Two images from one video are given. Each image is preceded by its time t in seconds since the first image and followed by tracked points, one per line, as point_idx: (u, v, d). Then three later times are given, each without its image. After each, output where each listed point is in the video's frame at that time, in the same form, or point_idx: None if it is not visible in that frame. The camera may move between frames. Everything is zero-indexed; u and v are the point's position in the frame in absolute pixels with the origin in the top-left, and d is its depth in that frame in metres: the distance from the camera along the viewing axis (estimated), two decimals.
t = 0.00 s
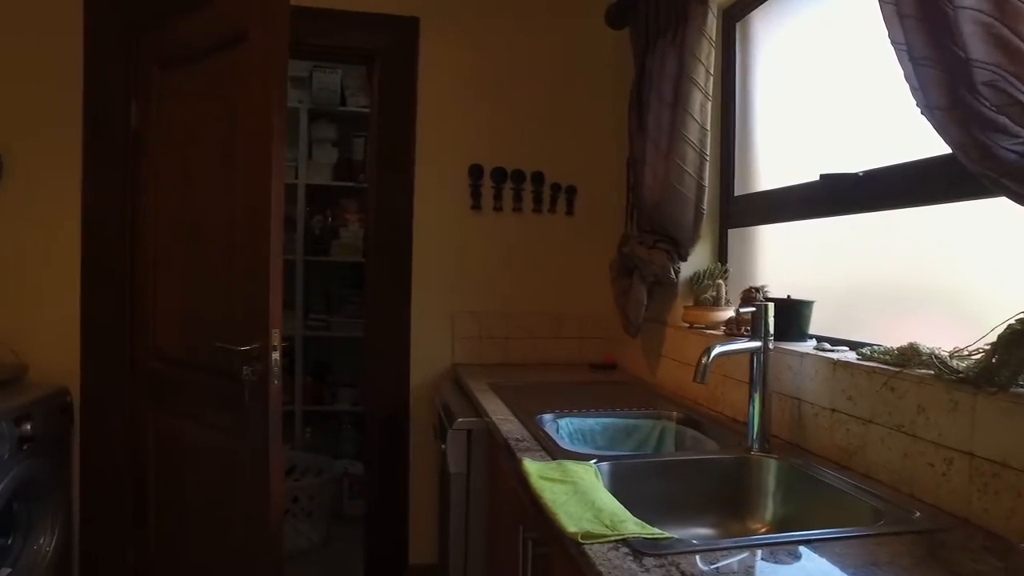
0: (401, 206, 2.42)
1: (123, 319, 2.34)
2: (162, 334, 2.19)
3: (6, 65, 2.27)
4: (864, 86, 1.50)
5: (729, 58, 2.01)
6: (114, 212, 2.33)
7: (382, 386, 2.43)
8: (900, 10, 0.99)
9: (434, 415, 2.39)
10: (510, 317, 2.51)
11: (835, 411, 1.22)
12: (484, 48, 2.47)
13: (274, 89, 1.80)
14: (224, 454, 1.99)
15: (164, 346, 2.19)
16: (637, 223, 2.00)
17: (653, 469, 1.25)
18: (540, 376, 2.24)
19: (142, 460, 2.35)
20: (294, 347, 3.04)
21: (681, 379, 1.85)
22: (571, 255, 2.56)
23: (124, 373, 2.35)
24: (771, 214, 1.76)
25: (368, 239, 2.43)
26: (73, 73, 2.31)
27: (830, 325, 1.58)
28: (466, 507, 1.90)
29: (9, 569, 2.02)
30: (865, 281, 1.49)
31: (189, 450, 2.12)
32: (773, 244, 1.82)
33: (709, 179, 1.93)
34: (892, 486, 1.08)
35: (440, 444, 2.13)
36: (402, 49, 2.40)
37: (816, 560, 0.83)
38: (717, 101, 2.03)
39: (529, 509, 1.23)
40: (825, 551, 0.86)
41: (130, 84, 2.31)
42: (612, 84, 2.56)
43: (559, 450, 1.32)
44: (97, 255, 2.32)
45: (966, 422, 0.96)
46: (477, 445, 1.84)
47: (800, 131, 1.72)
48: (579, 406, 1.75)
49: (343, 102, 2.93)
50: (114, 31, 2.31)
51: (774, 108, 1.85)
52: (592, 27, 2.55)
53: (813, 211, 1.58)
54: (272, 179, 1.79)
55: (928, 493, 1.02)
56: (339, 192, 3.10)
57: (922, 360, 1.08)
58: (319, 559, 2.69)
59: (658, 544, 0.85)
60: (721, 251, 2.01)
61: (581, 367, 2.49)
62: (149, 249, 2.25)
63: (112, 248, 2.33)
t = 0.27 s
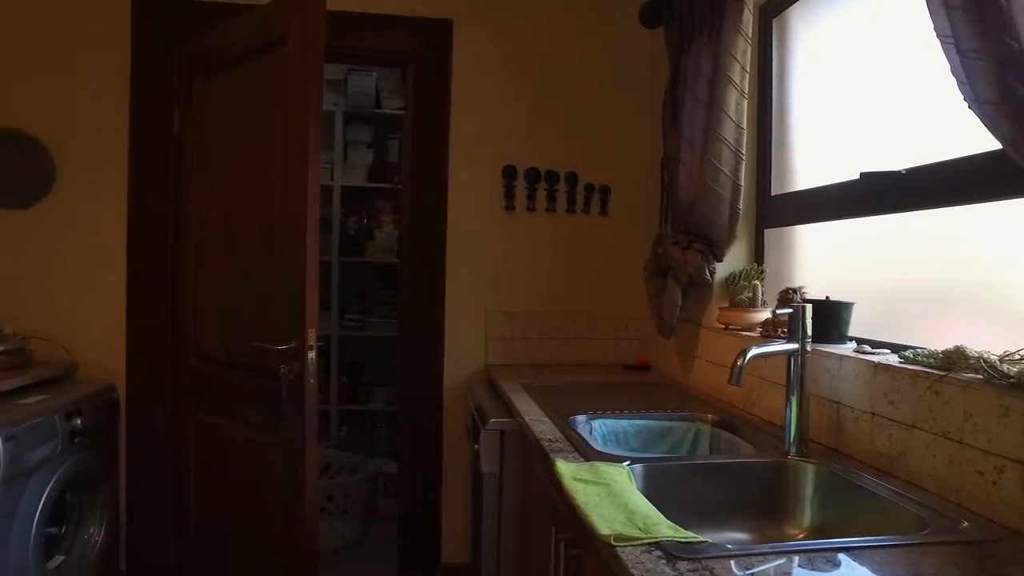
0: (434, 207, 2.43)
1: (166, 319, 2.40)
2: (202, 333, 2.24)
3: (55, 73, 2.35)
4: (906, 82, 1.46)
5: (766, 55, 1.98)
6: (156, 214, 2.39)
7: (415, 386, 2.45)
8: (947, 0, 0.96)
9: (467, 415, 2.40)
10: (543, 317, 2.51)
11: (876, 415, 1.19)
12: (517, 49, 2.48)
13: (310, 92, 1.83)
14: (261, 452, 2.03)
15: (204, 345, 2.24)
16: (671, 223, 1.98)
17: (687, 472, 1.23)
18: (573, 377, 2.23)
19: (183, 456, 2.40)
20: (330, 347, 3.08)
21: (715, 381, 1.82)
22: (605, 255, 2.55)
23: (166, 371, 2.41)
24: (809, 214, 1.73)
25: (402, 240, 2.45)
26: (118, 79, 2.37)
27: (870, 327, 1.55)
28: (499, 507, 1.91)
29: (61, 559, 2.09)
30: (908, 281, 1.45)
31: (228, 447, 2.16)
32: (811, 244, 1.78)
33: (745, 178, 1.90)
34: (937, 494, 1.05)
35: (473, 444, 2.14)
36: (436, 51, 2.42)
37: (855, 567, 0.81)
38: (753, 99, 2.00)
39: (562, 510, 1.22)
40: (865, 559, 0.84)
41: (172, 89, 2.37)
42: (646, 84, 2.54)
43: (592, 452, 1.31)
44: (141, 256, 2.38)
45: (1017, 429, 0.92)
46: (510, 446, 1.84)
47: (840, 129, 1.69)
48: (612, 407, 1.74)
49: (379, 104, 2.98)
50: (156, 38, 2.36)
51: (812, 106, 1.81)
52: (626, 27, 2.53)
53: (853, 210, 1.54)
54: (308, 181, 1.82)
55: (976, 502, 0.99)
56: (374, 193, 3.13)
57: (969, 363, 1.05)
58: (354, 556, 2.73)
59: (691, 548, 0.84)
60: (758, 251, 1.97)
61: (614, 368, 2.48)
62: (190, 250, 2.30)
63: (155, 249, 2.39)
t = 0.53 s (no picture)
0: (466, 208, 2.44)
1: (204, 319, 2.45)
2: (239, 333, 2.29)
3: (99, 79, 2.42)
4: (949, 78, 1.42)
5: (802, 53, 1.94)
6: (196, 215, 2.45)
7: (447, 386, 2.47)
8: None
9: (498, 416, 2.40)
10: (575, 319, 2.51)
11: (917, 420, 1.16)
12: (548, 50, 2.48)
13: (344, 95, 1.85)
14: (296, 450, 2.06)
15: (240, 344, 2.28)
16: (704, 223, 1.96)
17: (720, 476, 1.22)
18: (604, 379, 2.22)
19: (221, 453, 2.45)
20: (363, 347, 3.12)
21: (749, 384, 1.80)
22: (637, 256, 2.53)
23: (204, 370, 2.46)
24: (846, 214, 1.70)
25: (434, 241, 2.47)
26: (159, 84, 2.43)
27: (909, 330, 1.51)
28: (530, 509, 1.91)
29: (107, 549, 2.16)
30: (949, 283, 1.41)
31: (263, 444, 2.20)
32: (847, 245, 1.75)
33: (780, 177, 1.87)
34: (983, 503, 1.02)
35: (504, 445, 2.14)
36: (468, 53, 2.43)
37: None
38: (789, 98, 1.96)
39: (593, 512, 1.22)
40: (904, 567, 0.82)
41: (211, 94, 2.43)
42: (679, 83, 2.52)
43: (623, 454, 1.30)
44: (181, 257, 2.44)
45: None
46: (541, 447, 1.84)
47: (876, 127, 1.66)
48: (645, 409, 1.73)
49: (411, 106, 3.01)
50: (195, 44, 2.42)
51: (849, 104, 1.78)
52: (659, 26, 2.51)
53: (892, 210, 1.51)
54: (342, 183, 1.84)
55: None
56: (407, 194, 3.16)
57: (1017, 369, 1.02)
58: (386, 554, 2.75)
59: (723, 553, 0.83)
60: (793, 252, 1.94)
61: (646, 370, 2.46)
62: (228, 251, 2.35)
63: (194, 250, 2.45)
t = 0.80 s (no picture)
0: (497, 209, 2.45)
1: (240, 318, 2.50)
2: (273, 332, 2.32)
3: (140, 85, 2.48)
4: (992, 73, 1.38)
5: (838, 50, 1.91)
6: (232, 217, 2.49)
7: (478, 386, 2.48)
8: None
9: (529, 417, 2.41)
10: (606, 319, 2.50)
11: (959, 425, 1.13)
12: (579, 50, 2.47)
13: (377, 98, 1.87)
14: (329, 448, 2.09)
15: (275, 344, 2.32)
16: (738, 223, 1.94)
17: (754, 480, 1.21)
18: (636, 380, 2.21)
19: (256, 450, 2.50)
20: (395, 346, 3.15)
21: (783, 386, 1.78)
22: (668, 257, 2.51)
23: (240, 368, 2.51)
24: (884, 214, 1.66)
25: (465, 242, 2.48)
26: (197, 89, 2.49)
27: (950, 333, 1.47)
28: (560, 509, 1.91)
29: (148, 541, 2.23)
30: (992, 284, 1.38)
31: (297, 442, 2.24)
32: (885, 245, 1.71)
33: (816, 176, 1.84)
34: None
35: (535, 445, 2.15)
36: (498, 54, 2.44)
37: None
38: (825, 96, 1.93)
39: (624, 514, 1.22)
40: None
41: (247, 98, 2.47)
42: (711, 82, 2.49)
43: (655, 455, 1.30)
44: (218, 258, 2.49)
45: None
46: (572, 448, 1.84)
47: (914, 125, 1.62)
48: (676, 411, 1.72)
49: (442, 108, 3.03)
50: (232, 49, 2.46)
51: (886, 102, 1.74)
52: (691, 25, 2.49)
53: (932, 210, 1.48)
54: (374, 185, 1.86)
55: None
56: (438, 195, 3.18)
57: None
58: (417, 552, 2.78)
59: (757, 557, 0.82)
60: (828, 252, 1.91)
61: (677, 372, 2.44)
62: (263, 252, 2.39)
63: (230, 251, 2.50)
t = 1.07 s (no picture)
0: (528, 211, 2.45)
1: (275, 319, 2.54)
2: (308, 333, 2.36)
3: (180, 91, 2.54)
4: None
5: (875, 46, 1.87)
6: (268, 220, 2.54)
7: (508, 388, 2.48)
8: None
9: (560, 418, 2.41)
10: (637, 321, 2.49)
11: (1005, 432, 1.10)
12: (610, 50, 2.47)
13: (409, 101, 1.89)
14: (362, 447, 2.12)
15: (309, 344, 2.36)
16: (772, 224, 1.91)
17: (789, 485, 1.19)
18: (668, 382, 2.20)
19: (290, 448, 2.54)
20: (426, 347, 3.17)
21: (819, 389, 1.75)
22: (701, 258, 2.49)
23: (275, 368, 2.56)
24: (923, 215, 1.63)
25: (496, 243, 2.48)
26: (234, 94, 2.54)
27: (995, 336, 1.44)
28: (591, 511, 1.90)
29: (187, 536, 2.28)
30: None
31: (330, 441, 2.27)
32: (925, 247, 1.68)
33: (852, 176, 1.81)
34: None
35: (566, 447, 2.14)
36: (530, 56, 2.44)
37: None
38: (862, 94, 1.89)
39: (656, 517, 1.21)
40: None
41: (281, 102, 2.52)
42: (745, 82, 2.47)
43: (688, 458, 1.29)
44: (254, 260, 2.54)
45: None
46: (603, 450, 1.84)
47: (954, 125, 1.59)
48: (709, 414, 1.70)
49: (473, 110, 3.05)
50: (267, 54, 2.51)
51: (926, 99, 1.70)
52: (724, 24, 2.47)
53: (975, 210, 1.44)
54: (407, 187, 1.88)
55: None
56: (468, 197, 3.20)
57: None
58: (447, 551, 2.79)
59: (793, 563, 0.81)
60: (865, 253, 1.88)
61: (709, 374, 2.42)
62: (297, 253, 2.43)
63: (266, 253, 2.54)
